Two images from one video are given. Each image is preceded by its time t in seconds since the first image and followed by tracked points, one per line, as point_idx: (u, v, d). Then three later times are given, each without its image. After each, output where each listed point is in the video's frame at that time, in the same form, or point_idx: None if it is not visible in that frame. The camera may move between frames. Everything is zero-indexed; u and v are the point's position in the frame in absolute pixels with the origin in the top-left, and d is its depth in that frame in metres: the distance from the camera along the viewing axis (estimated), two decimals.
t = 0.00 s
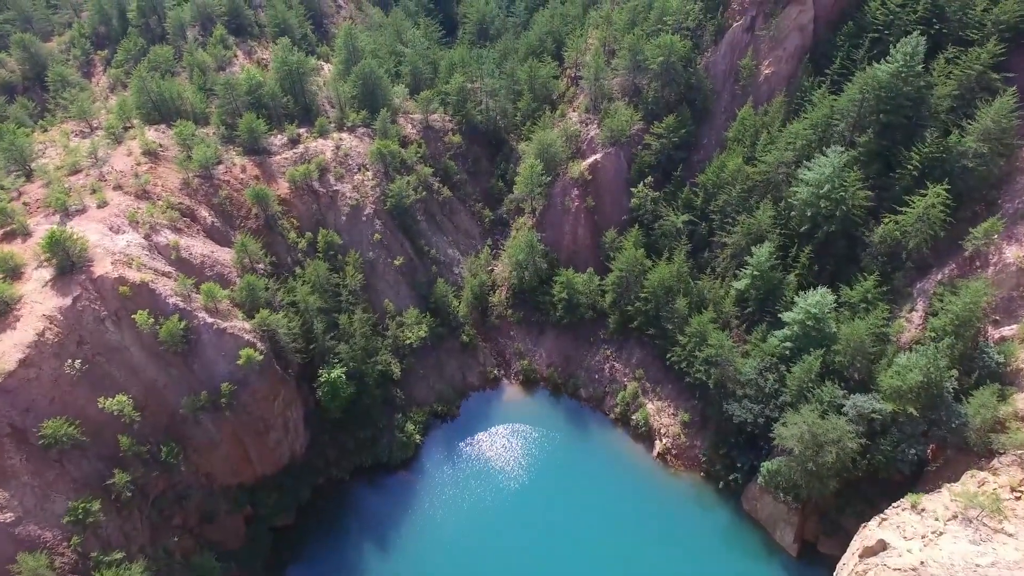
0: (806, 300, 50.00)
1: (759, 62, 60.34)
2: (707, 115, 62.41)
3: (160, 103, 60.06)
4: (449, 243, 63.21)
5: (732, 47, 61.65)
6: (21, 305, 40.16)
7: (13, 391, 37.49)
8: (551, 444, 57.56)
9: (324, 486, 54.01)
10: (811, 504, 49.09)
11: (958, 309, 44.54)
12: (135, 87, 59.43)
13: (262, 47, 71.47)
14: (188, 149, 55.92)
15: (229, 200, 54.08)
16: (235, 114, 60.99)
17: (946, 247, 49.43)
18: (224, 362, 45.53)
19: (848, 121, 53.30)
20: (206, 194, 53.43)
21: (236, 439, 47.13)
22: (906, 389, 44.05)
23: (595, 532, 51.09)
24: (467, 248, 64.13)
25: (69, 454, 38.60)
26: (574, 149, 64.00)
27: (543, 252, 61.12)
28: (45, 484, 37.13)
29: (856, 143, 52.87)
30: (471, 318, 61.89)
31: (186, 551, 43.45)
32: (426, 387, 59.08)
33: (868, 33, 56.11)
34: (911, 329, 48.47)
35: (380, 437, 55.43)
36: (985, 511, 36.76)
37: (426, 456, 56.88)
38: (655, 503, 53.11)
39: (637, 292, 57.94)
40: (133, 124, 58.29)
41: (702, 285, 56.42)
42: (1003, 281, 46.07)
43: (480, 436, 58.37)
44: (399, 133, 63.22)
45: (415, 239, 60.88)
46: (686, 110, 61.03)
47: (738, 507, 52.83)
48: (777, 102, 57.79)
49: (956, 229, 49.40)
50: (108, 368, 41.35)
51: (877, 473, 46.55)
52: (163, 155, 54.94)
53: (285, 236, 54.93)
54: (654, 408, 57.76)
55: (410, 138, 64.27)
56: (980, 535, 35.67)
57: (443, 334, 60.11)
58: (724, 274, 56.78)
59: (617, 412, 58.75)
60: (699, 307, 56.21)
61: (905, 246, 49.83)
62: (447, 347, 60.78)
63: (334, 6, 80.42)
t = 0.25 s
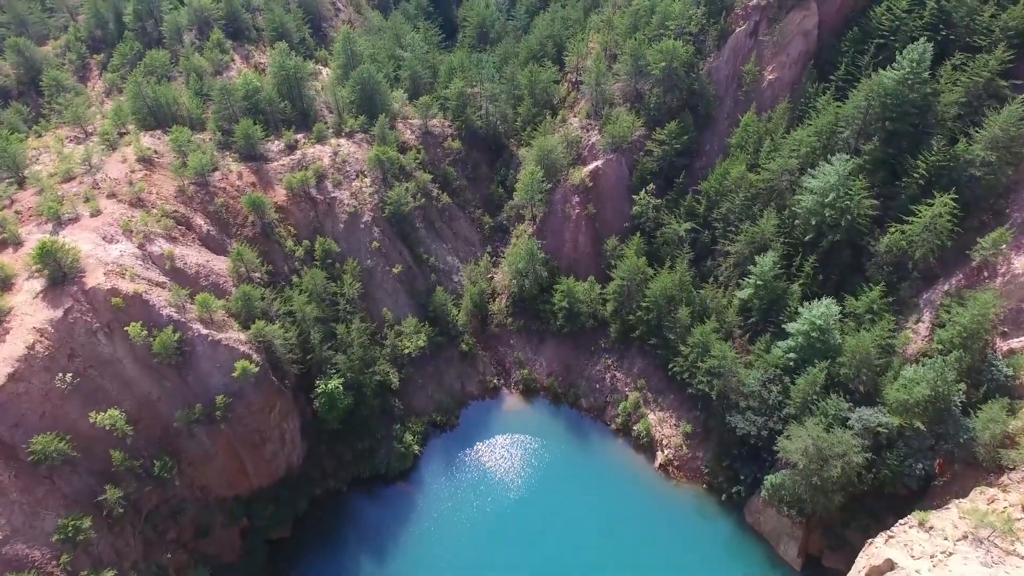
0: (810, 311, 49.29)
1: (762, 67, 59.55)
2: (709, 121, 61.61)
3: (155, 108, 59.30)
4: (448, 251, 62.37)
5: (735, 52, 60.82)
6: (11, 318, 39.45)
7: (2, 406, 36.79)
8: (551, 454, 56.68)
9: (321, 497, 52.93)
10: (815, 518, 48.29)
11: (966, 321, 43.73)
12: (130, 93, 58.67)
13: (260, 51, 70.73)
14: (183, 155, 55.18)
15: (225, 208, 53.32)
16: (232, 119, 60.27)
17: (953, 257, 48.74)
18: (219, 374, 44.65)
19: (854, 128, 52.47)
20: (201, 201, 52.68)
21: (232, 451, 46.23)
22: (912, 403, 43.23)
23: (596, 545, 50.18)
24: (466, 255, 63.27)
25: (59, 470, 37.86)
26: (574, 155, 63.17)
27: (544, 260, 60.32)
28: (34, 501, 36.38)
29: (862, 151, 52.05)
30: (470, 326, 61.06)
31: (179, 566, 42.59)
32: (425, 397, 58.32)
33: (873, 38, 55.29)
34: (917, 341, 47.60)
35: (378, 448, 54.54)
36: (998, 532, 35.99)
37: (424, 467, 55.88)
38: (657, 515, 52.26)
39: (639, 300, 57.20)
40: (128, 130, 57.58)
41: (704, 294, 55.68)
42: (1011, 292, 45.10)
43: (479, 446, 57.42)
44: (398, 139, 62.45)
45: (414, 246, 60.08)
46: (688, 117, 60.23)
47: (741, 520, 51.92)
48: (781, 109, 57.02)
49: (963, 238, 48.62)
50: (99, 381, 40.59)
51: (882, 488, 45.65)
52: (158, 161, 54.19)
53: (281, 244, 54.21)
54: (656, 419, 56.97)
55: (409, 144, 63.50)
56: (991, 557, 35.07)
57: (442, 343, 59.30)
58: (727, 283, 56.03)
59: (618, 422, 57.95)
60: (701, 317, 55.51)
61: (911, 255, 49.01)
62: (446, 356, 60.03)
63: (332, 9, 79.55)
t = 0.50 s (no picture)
0: (816, 324, 48.39)
1: (767, 74, 58.62)
2: (713, 128, 60.63)
3: (150, 115, 58.42)
4: (447, 259, 61.37)
5: (739, 58, 59.85)
6: None
7: None
8: (551, 467, 55.69)
9: (318, 511, 51.76)
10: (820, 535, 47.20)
11: (976, 335, 42.75)
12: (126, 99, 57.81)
13: (258, 56, 69.85)
14: (179, 163, 54.34)
15: (221, 217, 52.48)
16: (229, 126, 59.47)
17: (962, 269, 47.77)
18: (213, 389, 43.70)
19: (861, 136, 51.47)
20: (196, 211, 51.83)
21: (226, 466, 45.31)
22: (921, 419, 42.23)
23: (598, 561, 49.11)
24: (466, 263, 62.34)
25: (47, 490, 37.06)
26: (576, 163, 62.21)
27: (544, 269, 59.38)
28: (21, 522, 35.58)
29: (869, 160, 51.07)
30: (470, 336, 60.11)
31: None
32: (424, 408, 57.47)
33: (880, 45, 54.34)
34: (926, 354, 46.59)
35: (376, 460, 53.57)
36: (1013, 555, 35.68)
37: (422, 480, 54.88)
38: (660, 530, 51.27)
39: (641, 311, 56.27)
40: (123, 137, 56.77)
41: (708, 304, 54.78)
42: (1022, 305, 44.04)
43: (478, 458, 56.45)
44: (397, 145, 61.54)
45: (413, 255, 59.16)
46: (691, 124, 59.22)
47: (745, 535, 50.92)
48: (787, 116, 56.08)
49: (973, 250, 47.63)
50: (90, 397, 39.75)
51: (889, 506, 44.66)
52: (153, 169, 53.35)
53: (278, 253, 53.36)
54: (658, 431, 56.04)
55: (408, 151, 62.59)
56: None
57: (441, 354, 58.38)
58: (731, 294, 55.12)
59: (619, 434, 57.01)
60: (704, 328, 54.65)
61: (919, 267, 47.98)
62: (445, 366, 59.16)
63: (331, 13, 78.63)
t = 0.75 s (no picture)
0: (822, 336, 47.57)
1: (771, 80, 57.81)
2: (717, 135, 59.80)
3: (146, 120, 57.64)
4: (447, 267, 60.43)
5: (743, 63, 58.99)
6: None
7: None
8: (552, 479, 54.82)
9: (316, 524, 50.92)
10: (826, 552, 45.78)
11: (986, 348, 41.78)
12: (121, 104, 57.01)
13: (256, 60, 69.06)
14: (174, 170, 53.54)
15: (217, 225, 51.70)
16: (226, 132, 58.70)
17: (971, 281, 46.89)
18: (208, 403, 42.90)
19: (867, 145, 50.60)
20: (192, 219, 51.08)
21: (222, 480, 44.53)
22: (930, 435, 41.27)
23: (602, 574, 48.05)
24: (466, 272, 61.51)
25: (36, 508, 36.24)
26: (578, 169, 61.37)
27: (545, 278, 58.50)
28: (8, 541, 34.79)
29: (875, 168, 50.20)
30: (470, 346, 59.23)
31: None
32: (423, 419, 56.67)
33: (887, 51, 53.48)
34: (934, 367, 45.51)
35: (375, 472, 52.76)
36: None
37: (421, 492, 54.03)
38: (664, 543, 50.26)
39: (643, 321, 55.42)
40: (119, 143, 55.98)
41: (711, 315, 53.98)
42: None
43: (478, 470, 55.60)
44: (396, 152, 60.73)
45: (412, 264, 58.34)
46: (695, 130, 58.32)
47: (749, 549, 49.97)
48: (791, 124, 55.26)
49: (982, 261, 46.67)
50: (82, 413, 38.99)
51: (897, 522, 43.74)
52: (148, 177, 52.57)
53: (275, 262, 52.60)
54: (661, 443, 55.18)
55: (408, 157, 61.76)
56: None
57: (441, 364, 57.55)
58: (735, 305, 54.31)
59: (621, 445, 56.14)
60: (707, 339, 53.85)
61: (927, 278, 47.02)
62: (445, 376, 58.37)
63: (330, 16, 77.84)
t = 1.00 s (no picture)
0: (829, 350, 46.63)
1: (777, 86, 56.79)
2: (721, 142, 58.71)
3: (141, 128, 56.71)
4: (446, 277, 59.46)
5: (749, 70, 57.95)
6: None
7: None
8: (553, 492, 53.72)
9: (312, 538, 49.54)
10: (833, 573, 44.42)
11: (999, 364, 40.70)
12: (115, 111, 56.08)
13: (253, 65, 68.10)
14: (169, 179, 52.61)
15: (212, 235, 50.73)
16: (222, 139, 57.77)
17: (982, 294, 45.69)
18: (202, 419, 41.92)
19: (875, 154, 49.62)
20: (187, 229, 50.14)
21: (216, 497, 43.31)
22: (941, 453, 40.28)
23: None
24: (466, 281, 60.48)
25: (23, 530, 35.52)
26: (580, 177, 60.34)
27: (547, 288, 57.47)
28: None
29: (883, 179, 49.18)
30: (469, 357, 58.20)
31: None
32: (422, 432, 55.61)
33: (896, 58, 52.44)
34: (944, 383, 44.39)
35: (373, 487, 51.93)
36: None
37: (420, 506, 52.89)
38: (668, 559, 49.04)
39: (646, 333, 54.42)
40: (113, 151, 55.07)
41: (715, 327, 53.00)
42: None
43: (478, 483, 54.57)
44: (395, 159, 59.73)
45: (411, 274, 57.33)
46: (699, 138, 57.30)
47: (753, 567, 48.58)
48: (797, 132, 54.28)
49: (994, 274, 45.50)
50: (71, 431, 38.18)
51: (906, 542, 42.65)
52: (142, 185, 51.62)
53: (271, 273, 51.64)
54: (664, 457, 54.10)
55: (407, 165, 60.74)
56: None
57: (440, 376, 56.53)
58: (739, 317, 53.31)
59: (624, 459, 55.04)
60: (711, 351, 52.91)
61: (937, 291, 45.98)
62: (445, 388, 57.36)
63: (329, 20, 76.84)
